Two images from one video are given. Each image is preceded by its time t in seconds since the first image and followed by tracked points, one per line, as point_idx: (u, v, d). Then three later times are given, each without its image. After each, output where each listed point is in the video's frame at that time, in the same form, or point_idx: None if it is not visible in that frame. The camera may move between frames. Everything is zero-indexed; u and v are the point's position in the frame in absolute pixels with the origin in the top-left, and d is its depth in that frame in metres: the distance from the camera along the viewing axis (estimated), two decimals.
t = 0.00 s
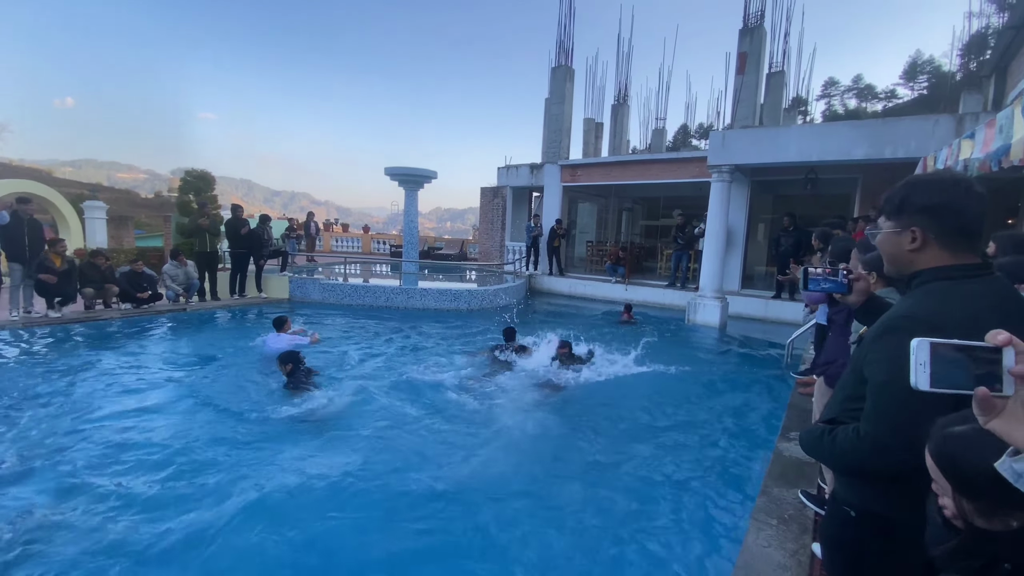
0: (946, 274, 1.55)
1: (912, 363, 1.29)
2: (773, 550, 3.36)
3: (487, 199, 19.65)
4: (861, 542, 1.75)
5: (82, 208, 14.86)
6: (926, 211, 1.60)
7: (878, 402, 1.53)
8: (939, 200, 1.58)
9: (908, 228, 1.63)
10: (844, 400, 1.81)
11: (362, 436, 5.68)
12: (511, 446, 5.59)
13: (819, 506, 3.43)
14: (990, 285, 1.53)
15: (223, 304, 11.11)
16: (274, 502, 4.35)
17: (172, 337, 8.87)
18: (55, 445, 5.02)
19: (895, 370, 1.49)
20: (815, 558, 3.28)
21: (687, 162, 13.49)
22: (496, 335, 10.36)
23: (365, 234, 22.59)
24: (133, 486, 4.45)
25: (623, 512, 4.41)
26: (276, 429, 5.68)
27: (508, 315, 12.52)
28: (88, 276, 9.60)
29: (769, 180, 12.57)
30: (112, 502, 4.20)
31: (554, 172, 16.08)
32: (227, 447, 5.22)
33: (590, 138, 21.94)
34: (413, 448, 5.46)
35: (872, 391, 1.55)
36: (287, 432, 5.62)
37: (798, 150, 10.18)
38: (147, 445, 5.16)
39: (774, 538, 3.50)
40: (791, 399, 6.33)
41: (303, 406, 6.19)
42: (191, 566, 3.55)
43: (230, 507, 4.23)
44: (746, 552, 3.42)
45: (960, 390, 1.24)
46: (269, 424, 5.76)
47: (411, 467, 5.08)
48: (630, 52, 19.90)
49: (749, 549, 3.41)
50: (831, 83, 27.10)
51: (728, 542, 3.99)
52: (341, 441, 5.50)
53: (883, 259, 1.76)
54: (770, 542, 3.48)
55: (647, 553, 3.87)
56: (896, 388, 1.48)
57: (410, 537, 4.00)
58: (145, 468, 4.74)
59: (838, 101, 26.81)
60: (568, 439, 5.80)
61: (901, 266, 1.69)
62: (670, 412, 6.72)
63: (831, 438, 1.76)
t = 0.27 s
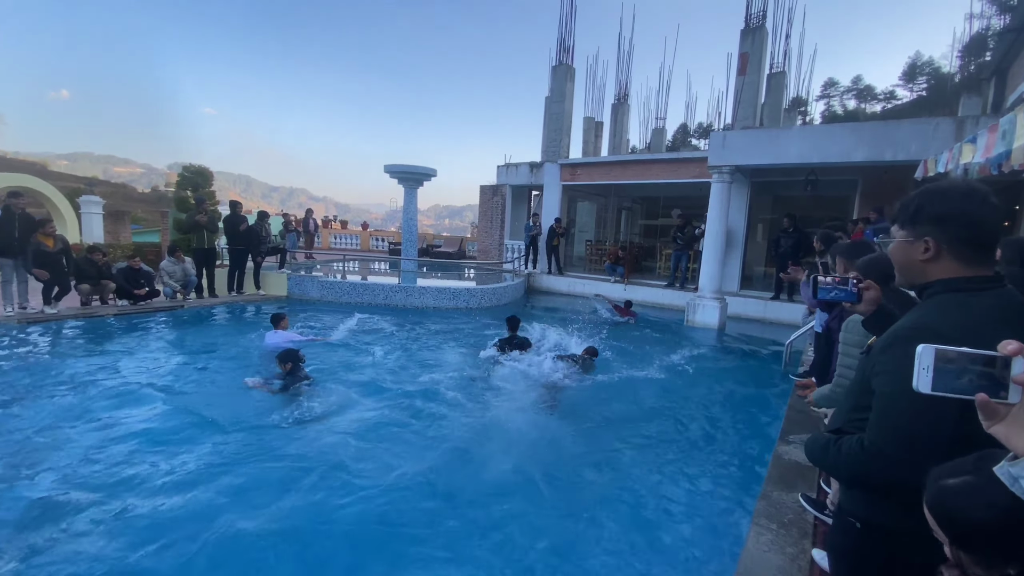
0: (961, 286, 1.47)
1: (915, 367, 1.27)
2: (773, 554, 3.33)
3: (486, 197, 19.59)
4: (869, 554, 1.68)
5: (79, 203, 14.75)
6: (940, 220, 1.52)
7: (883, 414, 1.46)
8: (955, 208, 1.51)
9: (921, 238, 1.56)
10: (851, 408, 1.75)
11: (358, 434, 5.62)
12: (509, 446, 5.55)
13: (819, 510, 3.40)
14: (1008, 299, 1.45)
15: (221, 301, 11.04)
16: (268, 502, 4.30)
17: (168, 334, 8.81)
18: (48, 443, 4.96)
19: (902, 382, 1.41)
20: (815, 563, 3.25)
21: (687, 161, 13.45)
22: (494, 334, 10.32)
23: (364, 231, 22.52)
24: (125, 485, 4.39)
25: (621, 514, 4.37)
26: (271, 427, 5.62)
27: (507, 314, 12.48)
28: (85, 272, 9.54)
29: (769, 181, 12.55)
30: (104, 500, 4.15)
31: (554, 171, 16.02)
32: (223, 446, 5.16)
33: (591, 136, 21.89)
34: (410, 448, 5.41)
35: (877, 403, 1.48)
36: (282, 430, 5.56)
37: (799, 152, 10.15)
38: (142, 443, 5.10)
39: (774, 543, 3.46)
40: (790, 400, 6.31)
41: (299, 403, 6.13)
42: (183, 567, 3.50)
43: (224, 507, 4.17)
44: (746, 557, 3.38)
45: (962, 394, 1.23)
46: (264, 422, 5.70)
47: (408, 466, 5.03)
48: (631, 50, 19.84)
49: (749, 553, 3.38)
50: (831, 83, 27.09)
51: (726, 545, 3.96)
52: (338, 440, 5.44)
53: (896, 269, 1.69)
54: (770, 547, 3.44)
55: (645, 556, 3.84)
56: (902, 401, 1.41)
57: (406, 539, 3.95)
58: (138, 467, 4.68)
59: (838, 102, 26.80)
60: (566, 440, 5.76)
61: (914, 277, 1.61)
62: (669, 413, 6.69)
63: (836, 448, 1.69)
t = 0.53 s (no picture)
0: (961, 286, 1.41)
1: (930, 359, 1.29)
2: (776, 554, 3.29)
3: (484, 192, 19.48)
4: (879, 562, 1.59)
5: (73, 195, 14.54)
6: (937, 218, 1.47)
7: (892, 415, 1.41)
8: (954, 205, 1.45)
9: (918, 236, 1.51)
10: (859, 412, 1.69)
11: (354, 429, 5.56)
12: (506, 444, 5.49)
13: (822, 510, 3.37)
14: (1015, 298, 1.37)
15: (216, 295, 10.93)
16: (263, 498, 4.24)
17: (163, 329, 8.71)
18: (40, 438, 4.88)
19: (910, 381, 1.37)
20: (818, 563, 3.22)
21: (687, 158, 13.39)
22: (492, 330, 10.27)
23: (360, 225, 22.36)
24: (118, 480, 4.32)
25: (620, 512, 4.33)
26: (265, 423, 5.55)
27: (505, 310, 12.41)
28: (79, 264, 9.39)
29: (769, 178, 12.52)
30: (96, 497, 4.07)
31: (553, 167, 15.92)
32: (217, 441, 5.08)
33: (589, 132, 21.77)
34: (406, 444, 5.36)
35: (885, 403, 1.43)
36: (277, 426, 5.50)
37: (798, 149, 10.10)
38: (134, 439, 5.02)
39: (776, 542, 3.42)
40: (789, 398, 6.29)
41: (294, 398, 6.07)
42: (177, 564, 3.44)
43: (218, 503, 4.11)
44: (747, 556, 3.34)
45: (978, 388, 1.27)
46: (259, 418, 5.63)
47: (404, 463, 4.97)
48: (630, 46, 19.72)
49: (751, 552, 3.34)
50: (830, 81, 27.03)
51: (726, 543, 3.93)
52: (333, 436, 5.38)
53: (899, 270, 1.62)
54: (772, 547, 3.40)
55: (646, 555, 3.79)
56: (911, 401, 1.36)
57: (403, 537, 3.90)
58: (130, 462, 4.60)
59: (836, 100, 26.76)
60: (564, 437, 5.71)
61: (917, 277, 1.55)
62: (668, 410, 6.66)
63: (845, 450, 1.63)
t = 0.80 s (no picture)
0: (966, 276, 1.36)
1: (976, 354, 1.18)
2: (778, 551, 3.26)
3: (481, 187, 19.38)
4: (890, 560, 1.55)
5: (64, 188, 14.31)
6: (936, 210, 1.44)
7: (899, 410, 1.34)
8: (953, 194, 1.42)
9: (917, 229, 1.49)
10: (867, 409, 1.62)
11: (349, 425, 5.50)
12: (504, 440, 5.45)
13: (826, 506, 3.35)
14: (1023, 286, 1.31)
15: (210, 290, 10.81)
16: (257, 495, 4.17)
17: (156, 323, 8.58)
18: (29, 434, 4.78)
19: (918, 376, 1.30)
20: (820, 560, 3.19)
21: (684, 153, 13.34)
22: (489, 325, 10.21)
23: (356, 220, 22.20)
24: (109, 477, 4.23)
25: (619, 508, 4.29)
26: (259, 419, 5.48)
27: (501, 306, 12.36)
28: (72, 258, 9.27)
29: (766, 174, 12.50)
30: (86, 494, 3.99)
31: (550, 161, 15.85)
32: (211, 437, 5.01)
33: (586, 127, 21.68)
34: (402, 440, 5.30)
35: (893, 399, 1.37)
36: (271, 422, 5.42)
37: (796, 144, 10.07)
38: (126, 435, 4.94)
39: (777, 538, 3.39)
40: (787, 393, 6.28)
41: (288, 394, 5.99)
42: (169, 563, 3.37)
43: (212, 500, 4.04)
44: (748, 553, 3.30)
45: None
46: (253, 414, 5.55)
47: (400, 459, 4.92)
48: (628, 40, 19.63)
49: (753, 548, 3.31)
50: (825, 78, 27.10)
51: (727, 540, 3.90)
52: (329, 432, 5.32)
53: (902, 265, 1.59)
54: (773, 543, 3.36)
55: (646, 552, 3.75)
56: (920, 397, 1.29)
57: (400, 534, 3.84)
58: (122, 459, 4.51)
59: (831, 97, 26.83)
60: (561, 433, 5.66)
61: (921, 272, 1.52)
62: (666, 406, 6.64)
63: (850, 446, 1.56)
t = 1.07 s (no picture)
0: (961, 278, 1.36)
1: None
2: (777, 549, 3.26)
3: (475, 185, 19.32)
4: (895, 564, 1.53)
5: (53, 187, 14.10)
6: (927, 212, 1.43)
7: (900, 410, 1.31)
8: (945, 196, 1.40)
9: (910, 230, 1.48)
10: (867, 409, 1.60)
11: (343, 426, 5.45)
12: (500, 440, 5.42)
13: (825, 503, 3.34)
14: (1017, 286, 1.31)
15: (203, 290, 10.70)
16: (251, 498, 4.12)
17: (148, 324, 8.48)
18: (19, 438, 4.70)
19: (918, 376, 1.28)
20: (819, 557, 3.19)
21: (679, 152, 13.37)
22: (484, 324, 10.18)
23: (350, 219, 22.07)
24: (101, 482, 4.16)
25: (617, 508, 4.28)
26: (253, 420, 5.41)
27: (497, 304, 12.33)
28: (62, 259, 9.14)
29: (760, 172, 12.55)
30: (77, 499, 3.92)
31: (545, 160, 15.83)
32: (204, 439, 4.95)
33: (580, 125, 21.68)
34: (398, 441, 5.26)
35: (892, 399, 1.34)
36: (265, 423, 5.37)
37: (790, 143, 10.12)
38: (118, 438, 4.86)
39: (776, 537, 3.39)
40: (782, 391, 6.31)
41: (282, 395, 5.93)
42: (163, 569, 3.31)
43: (206, 504, 3.98)
44: (748, 552, 3.30)
45: None
46: (247, 415, 5.49)
47: (397, 460, 4.89)
48: (622, 38, 19.62)
49: (752, 546, 3.31)
50: (817, 76, 27.24)
51: (725, 538, 3.90)
52: (323, 433, 5.27)
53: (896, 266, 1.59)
54: (772, 542, 3.36)
55: (645, 551, 3.74)
56: (921, 398, 1.27)
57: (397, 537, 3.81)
58: (113, 463, 4.44)
59: (822, 95, 27.01)
60: (558, 432, 5.65)
61: (915, 273, 1.52)
62: (662, 405, 6.64)
63: (851, 449, 1.53)
